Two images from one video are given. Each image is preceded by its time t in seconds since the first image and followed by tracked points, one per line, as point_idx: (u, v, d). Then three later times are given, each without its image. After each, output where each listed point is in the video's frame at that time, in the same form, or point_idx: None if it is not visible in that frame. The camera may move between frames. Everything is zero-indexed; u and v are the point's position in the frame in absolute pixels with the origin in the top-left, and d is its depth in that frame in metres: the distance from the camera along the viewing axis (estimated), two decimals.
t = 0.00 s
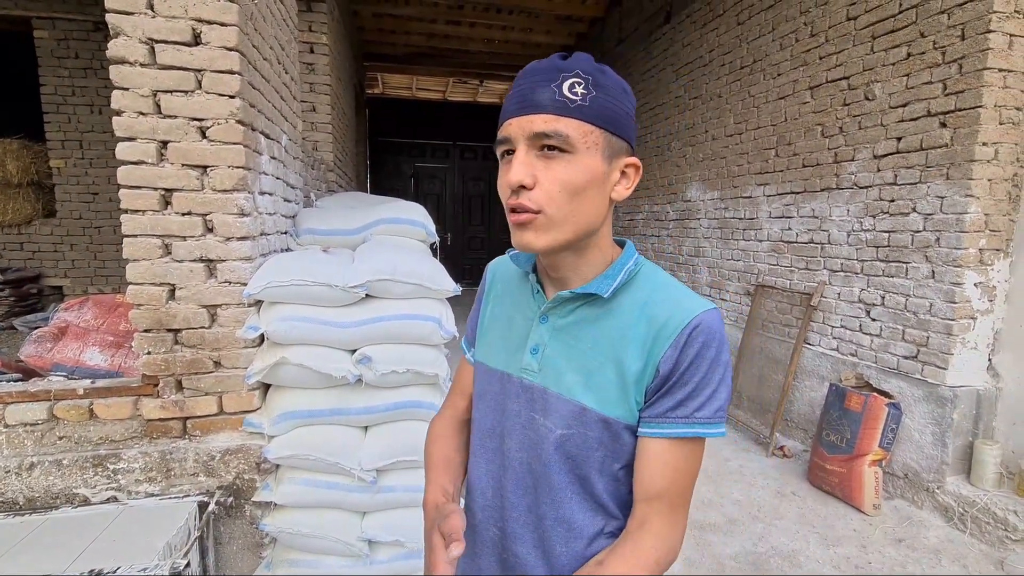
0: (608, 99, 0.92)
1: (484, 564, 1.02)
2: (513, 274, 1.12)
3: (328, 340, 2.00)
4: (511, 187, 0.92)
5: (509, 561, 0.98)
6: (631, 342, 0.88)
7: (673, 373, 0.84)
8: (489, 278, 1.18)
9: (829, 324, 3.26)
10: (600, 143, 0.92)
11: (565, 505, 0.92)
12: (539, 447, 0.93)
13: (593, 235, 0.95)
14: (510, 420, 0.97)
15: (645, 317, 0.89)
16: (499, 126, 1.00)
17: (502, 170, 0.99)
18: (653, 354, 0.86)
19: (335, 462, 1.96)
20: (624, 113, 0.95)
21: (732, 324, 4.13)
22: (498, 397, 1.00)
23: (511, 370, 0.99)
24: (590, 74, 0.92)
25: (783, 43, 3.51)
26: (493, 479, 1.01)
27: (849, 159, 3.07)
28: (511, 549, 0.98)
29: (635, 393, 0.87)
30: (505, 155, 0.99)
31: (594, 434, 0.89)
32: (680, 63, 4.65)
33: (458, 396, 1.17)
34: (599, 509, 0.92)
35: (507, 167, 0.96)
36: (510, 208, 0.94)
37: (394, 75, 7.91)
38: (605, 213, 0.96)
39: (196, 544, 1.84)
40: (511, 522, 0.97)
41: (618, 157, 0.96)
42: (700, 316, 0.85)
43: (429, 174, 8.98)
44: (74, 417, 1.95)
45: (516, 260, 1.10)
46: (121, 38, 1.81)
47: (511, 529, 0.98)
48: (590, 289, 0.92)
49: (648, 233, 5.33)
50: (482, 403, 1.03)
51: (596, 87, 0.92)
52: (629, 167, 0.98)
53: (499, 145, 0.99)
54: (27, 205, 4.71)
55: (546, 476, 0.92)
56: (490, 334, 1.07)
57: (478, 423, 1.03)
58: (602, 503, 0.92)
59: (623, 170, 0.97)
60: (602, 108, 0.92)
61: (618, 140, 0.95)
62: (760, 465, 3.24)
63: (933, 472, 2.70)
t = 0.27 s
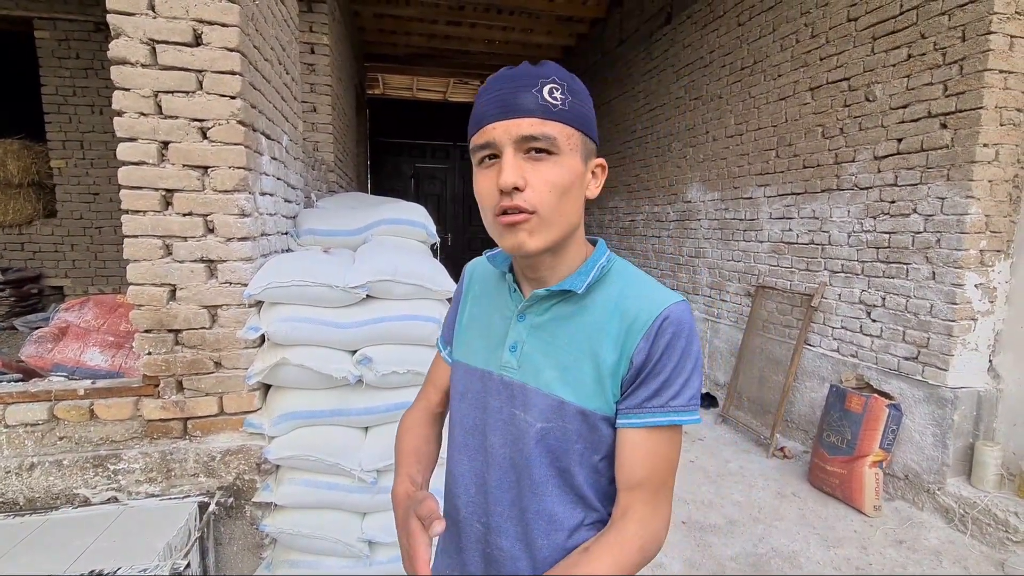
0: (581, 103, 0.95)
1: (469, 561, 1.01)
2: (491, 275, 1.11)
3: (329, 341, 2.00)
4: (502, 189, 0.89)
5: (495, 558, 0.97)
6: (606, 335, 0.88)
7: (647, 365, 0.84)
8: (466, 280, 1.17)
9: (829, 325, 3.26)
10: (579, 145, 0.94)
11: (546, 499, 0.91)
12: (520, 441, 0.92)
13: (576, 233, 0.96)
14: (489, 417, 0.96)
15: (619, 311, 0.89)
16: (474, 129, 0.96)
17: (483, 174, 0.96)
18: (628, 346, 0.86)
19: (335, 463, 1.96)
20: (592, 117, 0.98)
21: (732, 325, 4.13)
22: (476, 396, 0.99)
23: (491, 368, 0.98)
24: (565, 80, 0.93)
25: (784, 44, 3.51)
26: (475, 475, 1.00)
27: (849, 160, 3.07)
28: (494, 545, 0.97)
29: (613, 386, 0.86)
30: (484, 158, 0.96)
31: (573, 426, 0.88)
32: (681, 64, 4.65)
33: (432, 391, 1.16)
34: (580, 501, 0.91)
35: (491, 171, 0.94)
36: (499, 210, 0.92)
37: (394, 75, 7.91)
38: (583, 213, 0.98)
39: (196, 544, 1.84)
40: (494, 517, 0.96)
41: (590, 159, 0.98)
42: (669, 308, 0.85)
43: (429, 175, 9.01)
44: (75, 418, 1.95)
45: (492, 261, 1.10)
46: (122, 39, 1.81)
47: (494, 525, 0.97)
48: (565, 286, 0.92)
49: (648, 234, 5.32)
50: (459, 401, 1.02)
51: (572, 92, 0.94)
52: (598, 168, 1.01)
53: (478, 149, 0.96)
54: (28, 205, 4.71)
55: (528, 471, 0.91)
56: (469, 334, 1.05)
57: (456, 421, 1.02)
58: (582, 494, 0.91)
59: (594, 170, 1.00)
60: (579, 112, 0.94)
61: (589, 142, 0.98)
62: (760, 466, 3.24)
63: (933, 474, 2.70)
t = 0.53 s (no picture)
0: (562, 110, 0.94)
1: (467, 562, 1.01)
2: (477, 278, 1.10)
3: (330, 342, 2.00)
4: (490, 201, 0.89)
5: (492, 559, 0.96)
6: (594, 332, 0.87)
7: (635, 361, 0.83)
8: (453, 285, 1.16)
9: (831, 327, 3.25)
10: (562, 151, 0.94)
11: (540, 496, 0.90)
12: (511, 440, 0.91)
13: (562, 237, 0.96)
14: (479, 416, 0.95)
15: (607, 307, 0.88)
16: (456, 139, 0.94)
17: (467, 185, 0.94)
18: (615, 342, 0.85)
19: (336, 464, 1.96)
20: (573, 122, 0.98)
21: (734, 327, 4.13)
22: (466, 397, 0.98)
23: (481, 369, 0.97)
24: (545, 87, 0.93)
25: (786, 45, 3.50)
26: (469, 475, 0.99)
27: (851, 162, 3.07)
28: (491, 545, 0.96)
29: (602, 384, 0.86)
30: (468, 168, 0.95)
31: (564, 423, 0.87)
32: (683, 65, 4.64)
33: (423, 391, 1.15)
34: (574, 498, 0.90)
35: (477, 181, 0.92)
36: (487, 222, 0.91)
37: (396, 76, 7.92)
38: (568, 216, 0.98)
39: (196, 546, 1.82)
40: (489, 517, 0.96)
41: (571, 163, 0.99)
42: (655, 302, 0.85)
43: (431, 176, 9.08)
44: (76, 418, 1.95)
45: (480, 262, 1.09)
46: (125, 39, 1.81)
47: (490, 526, 0.96)
48: (551, 284, 0.91)
49: (650, 235, 5.32)
50: (450, 402, 1.01)
51: (553, 99, 0.93)
52: (578, 171, 1.02)
53: (462, 158, 0.94)
54: (30, 205, 4.72)
55: (520, 468, 0.90)
56: (457, 338, 1.04)
57: (448, 422, 1.02)
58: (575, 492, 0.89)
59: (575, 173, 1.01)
60: (561, 119, 0.93)
61: (571, 147, 0.98)
62: (762, 468, 3.24)
63: (936, 476, 2.69)
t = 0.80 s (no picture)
0: (559, 111, 0.95)
1: (470, 564, 1.01)
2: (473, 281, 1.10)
3: (333, 342, 2.00)
4: (489, 200, 0.88)
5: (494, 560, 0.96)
6: (591, 330, 0.87)
7: (630, 358, 0.82)
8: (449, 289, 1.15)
9: (833, 328, 3.25)
10: (559, 152, 0.94)
11: (540, 496, 0.90)
12: (510, 440, 0.91)
13: (558, 237, 0.96)
14: (477, 417, 0.95)
15: (602, 305, 0.87)
16: (453, 138, 0.94)
17: (464, 185, 0.94)
18: (612, 340, 0.85)
19: (338, 464, 1.96)
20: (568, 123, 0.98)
21: (736, 327, 4.12)
22: (464, 399, 0.98)
23: (479, 370, 0.97)
24: (542, 88, 0.93)
25: (788, 46, 3.50)
26: (469, 477, 0.99)
27: (854, 162, 3.06)
28: (493, 547, 0.96)
29: (600, 382, 0.85)
30: (465, 168, 0.94)
31: (563, 423, 0.87)
32: (685, 65, 4.64)
33: (423, 395, 1.15)
34: (574, 497, 0.89)
35: (475, 181, 0.92)
36: (484, 221, 0.90)
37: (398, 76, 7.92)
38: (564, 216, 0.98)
39: (199, 545, 1.83)
40: (491, 518, 0.95)
41: (567, 164, 0.99)
42: (650, 298, 0.84)
43: (433, 177, 9.10)
44: (79, 418, 1.95)
45: (476, 264, 1.09)
46: (129, 40, 1.81)
47: (491, 526, 0.96)
48: (547, 284, 0.91)
49: (651, 236, 5.31)
50: (449, 405, 1.01)
51: (550, 100, 0.93)
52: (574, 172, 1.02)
53: (459, 158, 0.94)
54: (33, 205, 4.73)
55: (519, 468, 0.90)
56: (455, 340, 1.04)
57: (447, 424, 1.02)
58: (575, 491, 0.89)
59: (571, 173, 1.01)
60: (557, 120, 0.94)
61: (567, 147, 0.98)
62: (764, 469, 3.23)
63: (939, 478, 2.68)
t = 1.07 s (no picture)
0: (560, 109, 0.94)
1: (476, 562, 1.01)
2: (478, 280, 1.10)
3: (336, 342, 2.00)
4: (490, 199, 0.88)
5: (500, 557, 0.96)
6: (594, 329, 0.87)
7: (633, 358, 0.82)
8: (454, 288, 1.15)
9: (837, 328, 3.24)
10: (560, 150, 0.94)
11: (544, 494, 0.90)
12: (514, 439, 0.91)
13: (561, 234, 0.96)
14: (481, 416, 0.95)
15: (606, 303, 0.87)
16: (455, 138, 0.94)
17: (466, 184, 0.94)
18: (614, 339, 0.85)
19: (341, 464, 1.96)
20: (570, 121, 0.98)
21: (739, 327, 4.12)
22: (469, 397, 0.99)
23: (483, 369, 0.97)
24: (543, 86, 0.93)
25: (792, 45, 3.49)
26: (474, 475, 0.99)
27: (858, 162, 3.05)
28: (498, 545, 0.96)
29: (603, 381, 0.85)
30: (467, 167, 0.94)
31: (567, 421, 0.87)
32: (688, 65, 4.63)
33: (430, 394, 1.15)
34: (578, 496, 0.89)
35: (477, 180, 0.92)
36: (487, 220, 0.90)
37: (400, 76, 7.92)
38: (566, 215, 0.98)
39: (203, 544, 1.83)
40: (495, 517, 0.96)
41: (569, 162, 0.99)
42: (653, 297, 0.84)
43: (435, 176, 9.10)
44: (83, 416, 1.95)
45: (480, 263, 1.09)
46: (133, 38, 1.82)
47: (497, 524, 0.96)
48: (550, 283, 0.90)
49: (654, 236, 5.30)
50: (455, 403, 1.02)
51: (550, 98, 0.93)
52: (576, 170, 1.01)
53: (461, 158, 0.94)
54: (37, 203, 4.74)
55: (523, 467, 0.90)
56: (460, 339, 1.04)
57: (453, 423, 1.02)
58: (579, 490, 0.89)
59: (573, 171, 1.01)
60: (558, 117, 0.93)
61: (569, 145, 0.98)
62: (767, 469, 3.22)
63: (943, 479, 2.67)
